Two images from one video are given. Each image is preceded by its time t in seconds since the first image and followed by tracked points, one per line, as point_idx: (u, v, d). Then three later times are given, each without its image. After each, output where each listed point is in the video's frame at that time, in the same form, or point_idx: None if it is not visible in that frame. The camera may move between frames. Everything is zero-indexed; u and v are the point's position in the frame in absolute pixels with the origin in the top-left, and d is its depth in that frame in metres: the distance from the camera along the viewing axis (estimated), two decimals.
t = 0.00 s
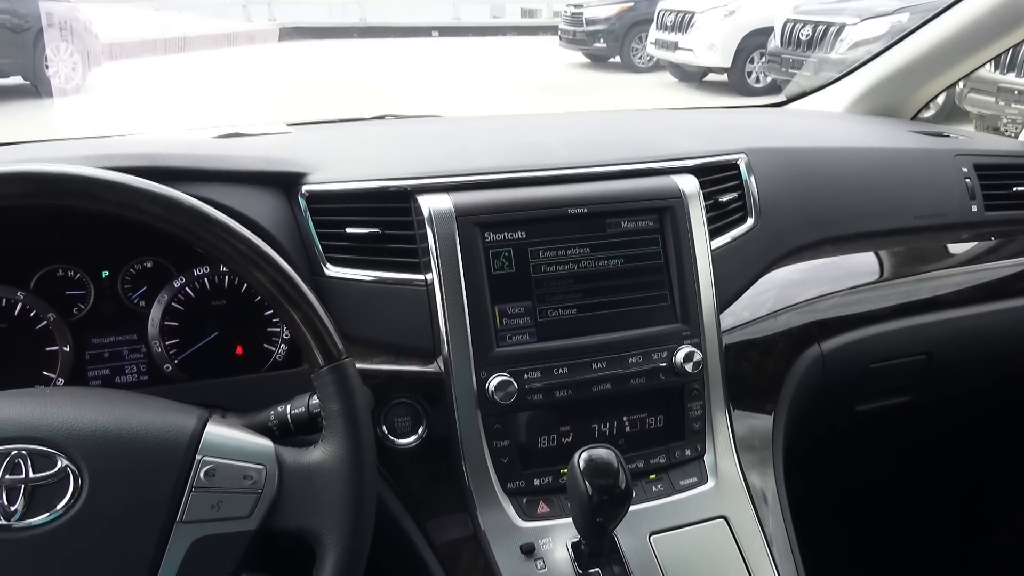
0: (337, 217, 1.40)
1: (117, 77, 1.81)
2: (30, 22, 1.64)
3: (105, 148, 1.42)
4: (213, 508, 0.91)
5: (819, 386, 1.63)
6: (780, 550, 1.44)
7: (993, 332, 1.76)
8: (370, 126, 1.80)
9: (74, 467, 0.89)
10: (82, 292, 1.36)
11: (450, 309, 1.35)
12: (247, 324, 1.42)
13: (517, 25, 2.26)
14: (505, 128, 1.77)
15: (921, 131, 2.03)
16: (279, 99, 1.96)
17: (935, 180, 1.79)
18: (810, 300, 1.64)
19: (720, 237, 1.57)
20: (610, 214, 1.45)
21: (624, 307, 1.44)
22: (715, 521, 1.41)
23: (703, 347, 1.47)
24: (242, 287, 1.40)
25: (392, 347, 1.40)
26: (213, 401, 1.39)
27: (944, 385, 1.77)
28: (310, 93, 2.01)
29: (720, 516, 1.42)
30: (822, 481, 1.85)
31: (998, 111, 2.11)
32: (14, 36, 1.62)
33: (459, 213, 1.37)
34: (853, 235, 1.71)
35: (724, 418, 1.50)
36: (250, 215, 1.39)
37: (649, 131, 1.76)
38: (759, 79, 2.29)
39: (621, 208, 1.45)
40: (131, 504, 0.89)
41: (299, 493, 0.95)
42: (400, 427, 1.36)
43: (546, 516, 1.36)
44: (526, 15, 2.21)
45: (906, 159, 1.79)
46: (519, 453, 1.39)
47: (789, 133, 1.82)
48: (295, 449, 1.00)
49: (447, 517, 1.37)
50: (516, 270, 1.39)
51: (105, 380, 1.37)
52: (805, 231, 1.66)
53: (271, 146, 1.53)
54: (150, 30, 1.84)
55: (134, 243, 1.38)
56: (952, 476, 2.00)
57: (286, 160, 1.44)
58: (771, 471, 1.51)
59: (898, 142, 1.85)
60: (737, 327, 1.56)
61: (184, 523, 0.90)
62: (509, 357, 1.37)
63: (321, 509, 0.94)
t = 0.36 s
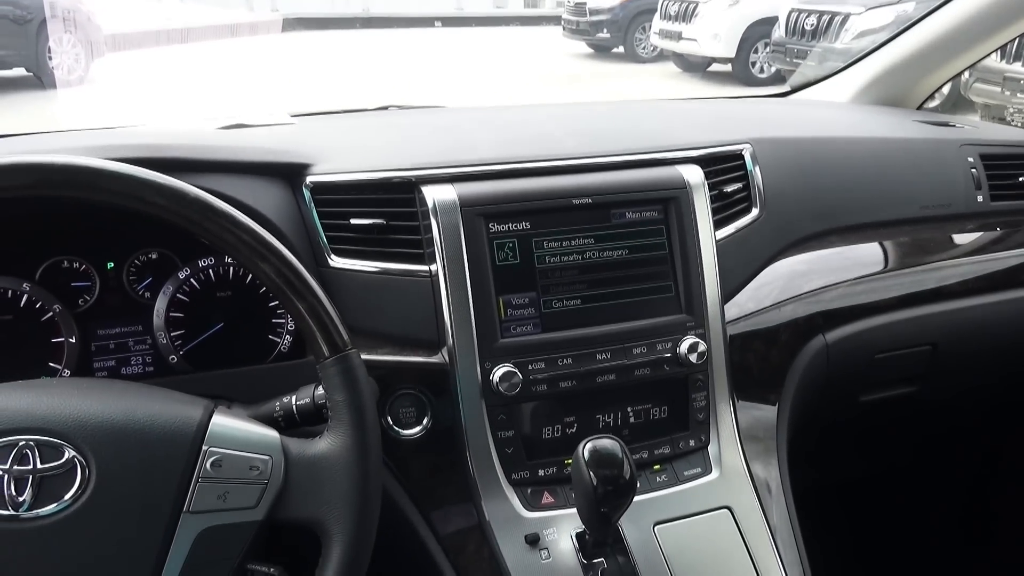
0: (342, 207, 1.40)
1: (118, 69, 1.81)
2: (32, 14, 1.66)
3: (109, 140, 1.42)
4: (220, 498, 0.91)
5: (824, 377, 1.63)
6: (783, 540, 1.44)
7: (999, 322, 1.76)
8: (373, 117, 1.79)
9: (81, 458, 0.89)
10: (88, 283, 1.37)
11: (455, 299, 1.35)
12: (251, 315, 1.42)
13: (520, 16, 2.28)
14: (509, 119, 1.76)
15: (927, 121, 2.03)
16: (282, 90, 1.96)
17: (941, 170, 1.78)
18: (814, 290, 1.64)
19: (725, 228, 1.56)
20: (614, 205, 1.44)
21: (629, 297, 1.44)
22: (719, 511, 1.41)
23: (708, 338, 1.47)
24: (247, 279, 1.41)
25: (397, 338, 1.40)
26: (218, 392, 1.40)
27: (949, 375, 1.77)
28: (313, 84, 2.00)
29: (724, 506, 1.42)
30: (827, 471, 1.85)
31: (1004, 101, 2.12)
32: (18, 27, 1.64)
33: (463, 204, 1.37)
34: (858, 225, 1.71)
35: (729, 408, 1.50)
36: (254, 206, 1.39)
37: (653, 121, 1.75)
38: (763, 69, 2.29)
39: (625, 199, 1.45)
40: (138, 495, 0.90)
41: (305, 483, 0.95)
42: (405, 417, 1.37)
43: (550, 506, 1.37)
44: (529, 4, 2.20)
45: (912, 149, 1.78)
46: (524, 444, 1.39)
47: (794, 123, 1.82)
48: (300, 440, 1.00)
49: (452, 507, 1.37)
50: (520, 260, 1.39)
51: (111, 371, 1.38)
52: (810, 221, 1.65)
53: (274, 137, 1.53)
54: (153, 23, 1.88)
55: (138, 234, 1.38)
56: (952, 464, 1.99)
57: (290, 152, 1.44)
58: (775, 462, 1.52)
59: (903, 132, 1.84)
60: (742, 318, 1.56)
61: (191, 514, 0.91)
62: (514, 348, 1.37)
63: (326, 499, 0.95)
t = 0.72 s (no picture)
0: (343, 211, 1.42)
1: (119, 71, 1.85)
2: (33, 16, 1.63)
3: (112, 146, 1.44)
4: (223, 500, 0.92)
5: (822, 376, 1.65)
6: (781, 539, 1.46)
7: (995, 321, 1.77)
8: (374, 119, 1.81)
9: (87, 461, 0.90)
10: (91, 288, 1.38)
11: (455, 302, 1.37)
12: (253, 317, 1.43)
13: (521, 15, 2.26)
14: (509, 121, 1.78)
15: (925, 121, 2.04)
16: (284, 93, 1.98)
17: (939, 170, 1.80)
18: (812, 291, 1.65)
19: (724, 229, 1.58)
20: (612, 207, 1.46)
21: (627, 299, 1.46)
22: (718, 510, 1.43)
23: (706, 339, 1.49)
24: (249, 282, 1.42)
25: (398, 341, 1.42)
26: (220, 394, 1.42)
27: (947, 375, 1.78)
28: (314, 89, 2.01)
29: (723, 505, 1.43)
30: (827, 471, 1.86)
31: (1004, 99, 2.14)
32: (20, 30, 1.61)
33: (463, 207, 1.38)
34: (855, 226, 1.72)
35: (727, 408, 1.51)
36: (256, 211, 1.40)
37: (652, 123, 1.76)
38: (764, 67, 2.30)
39: (624, 201, 1.46)
40: (142, 498, 0.91)
41: (307, 485, 0.96)
42: (406, 419, 1.38)
43: (550, 506, 1.38)
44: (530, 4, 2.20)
45: (909, 149, 1.79)
46: (524, 445, 1.40)
47: (792, 124, 1.83)
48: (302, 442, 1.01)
49: (453, 507, 1.39)
50: (519, 263, 1.41)
51: (115, 374, 1.39)
52: (807, 222, 1.67)
53: (275, 142, 1.55)
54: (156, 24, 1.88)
55: (141, 239, 1.39)
56: (951, 462, 2.00)
57: (291, 156, 1.45)
58: (773, 461, 1.54)
59: (901, 132, 1.85)
60: (739, 319, 1.57)
61: (196, 515, 0.92)
62: (514, 350, 1.38)
63: (327, 501, 0.96)
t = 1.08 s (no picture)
0: (344, 215, 1.42)
1: (119, 76, 1.84)
2: (36, 21, 1.64)
3: (115, 152, 1.45)
4: (228, 503, 0.92)
5: (823, 377, 1.65)
6: (783, 541, 1.46)
7: (995, 322, 1.78)
8: (375, 124, 1.82)
9: (93, 464, 0.90)
10: (96, 293, 1.39)
11: (456, 305, 1.38)
12: (257, 321, 1.44)
13: (521, 17, 2.25)
14: (509, 125, 1.79)
15: (924, 122, 2.04)
16: (285, 98, 1.99)
17: (938, 171, 1.81)
18: (813, 292, 1.66)
19: (724, 231, 1.59)
20: (612, 210, 1.47)
21: (629, 302, 1.47)
22: (719, 512, 1.43)
23: (706, 341, 1.49)
24: (252, 287, 1.43)
25: (400, 344, 1.42)
26: (222, 398, 1.43)
27: (948, 375, 1.79)
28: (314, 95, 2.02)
29: (724, 507, 1.44)
30: (829, 471, 1.86)
31: (1004, 99, 2.15)
32: (22, 36, 1.63)
33: (464, 210, 1.39)
34: (855, 227, 1.73)
35: (728, 410, 1.51)
36: (258, 215, 1.41)
37: (651, 126, 1.77)
38: (764, 70, 2.30)
39: (624, 204, 1.47)
40: (148, 500, 0.91)
41: (310, 488, 0.96)
42: (408, 422, 1.38)
43: (552, 508, 1.38)
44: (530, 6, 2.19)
45: (908, 151, 1.80)
46: (525, 447, 1.41)
47: (791, 126, 1.83)
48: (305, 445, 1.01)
49: (455, 510, 1.39)
50: (520, 266, 1.41)
51: (119, 378, 1.40)
52: (807, 224, 1.67)
53: (277, 146, 1.56)
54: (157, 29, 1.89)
55: (145, 244, 1.40)
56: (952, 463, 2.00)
57: (294, 161, 1.46)
58: (774, 462, 1.54)
59: (901, 134, 1.86)
60: (740, 320, 1.58)
61: (201, 518, 0.92)
62: (515, 352, 1.39)
63: (330, 504, 0.96)
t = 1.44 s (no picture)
0: (346, 223, 1.44)
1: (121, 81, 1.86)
2: (38, 27, 1.66)
3: (118, 160, 1.46)
4: (231, 509, 0.92)
5: (823, 383, 1.66)
6: (784, 546, 1.46)
7: (995, 327, 1.78)
8: (375, 130, 1.83)
9: (98, 471, 0.90)
10: (99, 300, 1.41)
11: (458, 311, 1.38)
12: (259, 328, 1.45)
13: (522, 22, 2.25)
14: (509, 130, 1.79)
15: (923, 128, 2.05)
16: (285, 103, 2.00)
17: (937, 176, 1.81)
18: (812, 298, 1.66)
19: (724, 236, 1.59)
20: (613, 217, 1.47)
21: (629, 308, 1.47)
22: (719, 517, 1.44)
23: (706, 346, 1.50)
24: (254, 294, 1.44)
25: (402, 350, 1.43)
26: (226, 404, 1.43)
27: (948, 380, 1.80)
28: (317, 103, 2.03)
29: (724, 512, 1.44)
30: (828, 476, 1.86)
31: (1004, 103, 2.14)
32: (23, 40, 1.65)
33: (465, 218, 1.40)
34: (854, 233, 1.73)
35: (728, 415, 1.52)
36: (260, 223, 1.42)
37: (652, 131, 1.78)
38: (765, 73, 2.32)
39: (624, 211, 1.48)
40: (152, 507, 0.91)
41: (313, 495, 0.96)
42: (410, 428, 1.39)
43: (554, 513, 1.39)
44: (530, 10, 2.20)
45: (907, 157, 1.81)
46: (527, 452, 1.42)
47: (791, 132, 1.84)
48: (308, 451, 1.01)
49: (457, 515, 1.39)
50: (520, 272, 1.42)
51: (122, 385, 1.42)
52: (806, 229, 1.68)
53: (280, 153, 1.57)
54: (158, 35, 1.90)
55: (148, 251, 1.42)
56: (952, 468, 2.01)
57: (296, 168, 1.47)
58: (775, 468, 1.54)
59: (900, 139, 1.87)
60: (740, 326, 1.58)
61: (204, 525, 0.92)
62: (516, 358, 1.40)
63: (333, 511, 0.96)
